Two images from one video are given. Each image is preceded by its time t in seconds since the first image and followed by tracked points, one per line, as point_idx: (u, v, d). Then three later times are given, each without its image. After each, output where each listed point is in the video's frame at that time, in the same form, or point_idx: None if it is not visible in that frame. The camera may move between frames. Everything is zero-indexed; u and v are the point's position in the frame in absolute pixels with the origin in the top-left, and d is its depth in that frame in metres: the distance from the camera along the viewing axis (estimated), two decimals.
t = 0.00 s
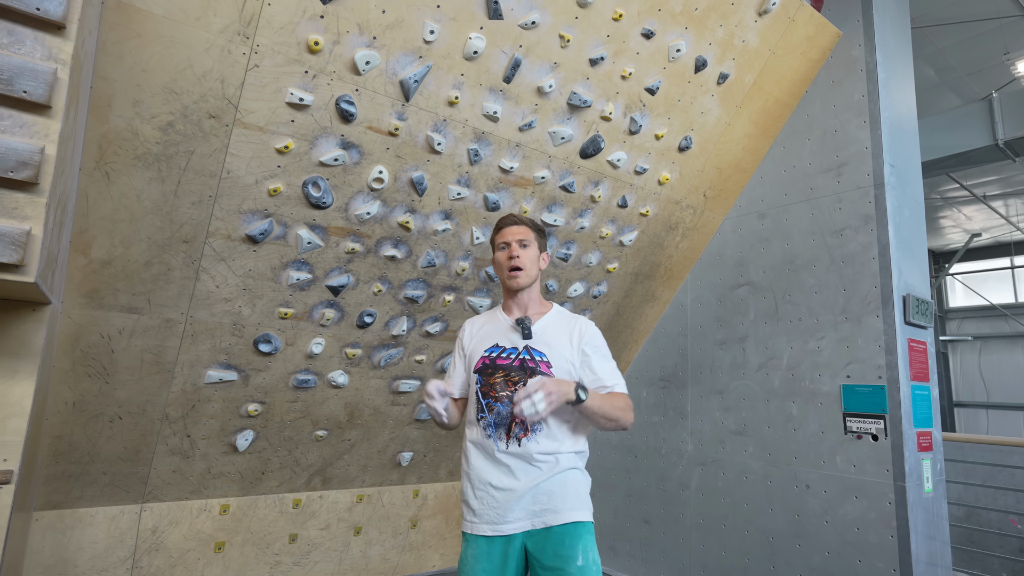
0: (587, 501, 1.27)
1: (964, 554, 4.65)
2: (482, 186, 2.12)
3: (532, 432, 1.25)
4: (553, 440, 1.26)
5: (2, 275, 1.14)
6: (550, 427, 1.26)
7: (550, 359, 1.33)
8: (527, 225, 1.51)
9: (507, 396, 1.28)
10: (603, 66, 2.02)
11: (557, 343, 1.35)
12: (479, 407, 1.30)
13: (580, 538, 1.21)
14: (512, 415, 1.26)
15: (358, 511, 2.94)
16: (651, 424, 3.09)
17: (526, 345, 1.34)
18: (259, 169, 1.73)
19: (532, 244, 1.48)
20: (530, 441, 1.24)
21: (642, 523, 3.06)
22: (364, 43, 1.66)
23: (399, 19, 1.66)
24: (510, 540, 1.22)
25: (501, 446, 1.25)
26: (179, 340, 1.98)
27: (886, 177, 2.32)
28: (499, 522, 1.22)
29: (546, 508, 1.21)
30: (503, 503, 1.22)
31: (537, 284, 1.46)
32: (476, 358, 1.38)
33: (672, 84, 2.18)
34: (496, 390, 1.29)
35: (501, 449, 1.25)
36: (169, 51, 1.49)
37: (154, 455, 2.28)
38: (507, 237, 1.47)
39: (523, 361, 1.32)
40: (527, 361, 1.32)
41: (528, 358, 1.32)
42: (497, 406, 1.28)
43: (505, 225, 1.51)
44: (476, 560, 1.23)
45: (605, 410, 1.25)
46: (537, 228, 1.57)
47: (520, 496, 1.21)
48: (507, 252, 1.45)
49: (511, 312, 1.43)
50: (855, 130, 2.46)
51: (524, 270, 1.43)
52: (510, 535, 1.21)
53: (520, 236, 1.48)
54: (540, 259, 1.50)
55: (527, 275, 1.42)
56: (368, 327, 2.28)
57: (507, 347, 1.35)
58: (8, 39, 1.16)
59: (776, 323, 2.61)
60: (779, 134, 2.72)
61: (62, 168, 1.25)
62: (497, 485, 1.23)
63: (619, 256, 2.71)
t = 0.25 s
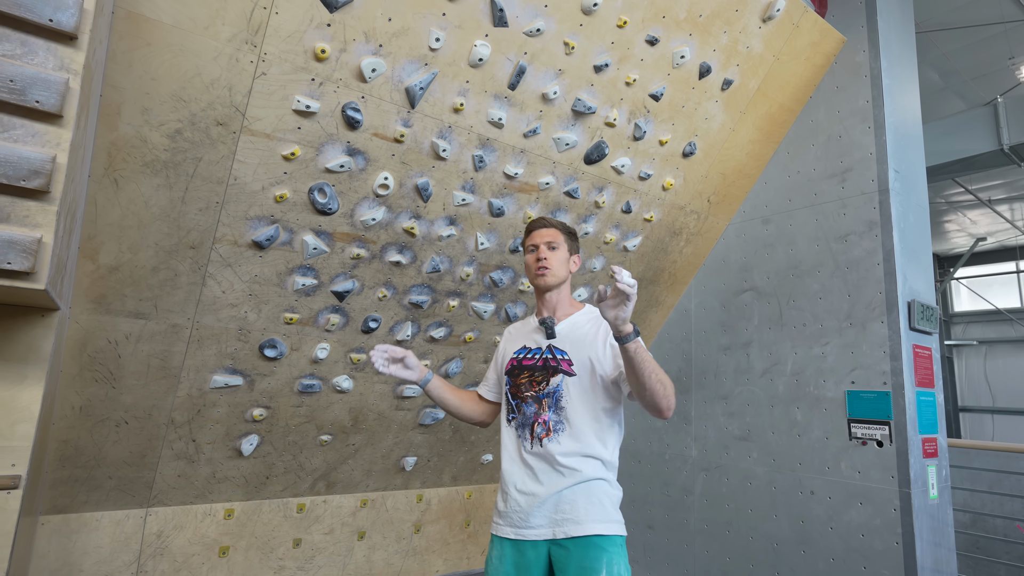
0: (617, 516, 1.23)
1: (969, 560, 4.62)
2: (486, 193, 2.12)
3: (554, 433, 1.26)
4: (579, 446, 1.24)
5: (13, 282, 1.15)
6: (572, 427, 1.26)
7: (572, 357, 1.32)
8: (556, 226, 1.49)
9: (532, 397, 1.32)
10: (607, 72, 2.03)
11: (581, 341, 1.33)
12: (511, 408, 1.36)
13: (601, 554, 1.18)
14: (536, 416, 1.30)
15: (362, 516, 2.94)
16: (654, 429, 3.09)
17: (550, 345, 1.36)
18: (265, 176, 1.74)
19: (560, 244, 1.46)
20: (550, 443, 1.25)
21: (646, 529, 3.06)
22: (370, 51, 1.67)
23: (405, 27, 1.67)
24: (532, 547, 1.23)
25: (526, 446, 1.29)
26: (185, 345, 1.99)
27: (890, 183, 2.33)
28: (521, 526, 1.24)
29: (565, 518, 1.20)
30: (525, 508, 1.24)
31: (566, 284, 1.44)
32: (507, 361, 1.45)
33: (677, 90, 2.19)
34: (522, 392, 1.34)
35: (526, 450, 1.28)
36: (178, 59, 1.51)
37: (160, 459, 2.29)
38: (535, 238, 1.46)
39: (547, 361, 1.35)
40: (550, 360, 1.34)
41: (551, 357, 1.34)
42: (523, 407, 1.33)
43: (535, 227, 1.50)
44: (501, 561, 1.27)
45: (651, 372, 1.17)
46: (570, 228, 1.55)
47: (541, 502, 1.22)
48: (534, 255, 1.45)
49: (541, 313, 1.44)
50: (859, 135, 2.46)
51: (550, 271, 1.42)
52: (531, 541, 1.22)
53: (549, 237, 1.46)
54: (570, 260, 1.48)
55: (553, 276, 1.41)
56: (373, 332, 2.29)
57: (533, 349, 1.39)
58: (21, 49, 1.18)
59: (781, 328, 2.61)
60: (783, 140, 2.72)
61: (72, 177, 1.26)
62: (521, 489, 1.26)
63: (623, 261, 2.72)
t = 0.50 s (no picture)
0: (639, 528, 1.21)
1: (966, 563, 4.62)
2: (486, 196, 2.13)
3: (574, 440, 1.27)
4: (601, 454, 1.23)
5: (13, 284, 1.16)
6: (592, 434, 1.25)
7: (589, 361, 1.34)
8: (571, 232, 1.52)
9: (552, 404, 1.34)
10: (606, 76, 2.04)
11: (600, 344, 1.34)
12: (536, 417, 1.39)
13: (619, 566, 1.17)
14: (556, 423, 1.31)
15: (360, 518, 2.94)
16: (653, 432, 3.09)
17: (569, 351, 1.39)
18: (265, 178, 1.75)
19: (575, 250, 1.49)
20: (570, 450, 1.26)
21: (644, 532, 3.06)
22: (370, 54, 1.67)
23: (405, 31, 1.68)
24: (552, 552, 1.25)
25: (549, 453, 1.31)
26: (184, 348, 1.99)
27: (888, 187, 2.34)
28: (542, 532, 1.26)
29: (584, 528, 1.20)
30: (546, 514, 1.26)
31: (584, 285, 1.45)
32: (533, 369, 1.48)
33: (675, 94, 2.20)
34: (544, 400, 1.37)
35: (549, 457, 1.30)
36: (179, 62, 1.51)
37: (158, 461, 2.29)
38: (550, 245, 1.50)
39: (566, 367, 1.36)
40: (570, 366, 1.36)
41: (570, 363, 1.36)
42: (545, 414, 1.35)
43: (550, 235, 1.54)
44: (520, 562, 1.30)
45: (663, 351, 1.14)
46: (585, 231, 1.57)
47: (561, 509, 1.24)
48: (549, 261, 1.48)
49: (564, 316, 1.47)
50: (857, 140, 2.47)
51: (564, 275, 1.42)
52: (551, 546, 1.25)
53: (562, 242, 1.49)
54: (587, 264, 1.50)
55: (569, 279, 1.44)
56: (372, 335, 2.29)
57: (554, 357, 1.41)
58: (22, 52, 1.18)
59: (779, 331, 2.62)
60: (782, 143, 2.73)
61: (73, 179, 1.27)
62: (543, 495, 1.28)
63: (622, 264, 2.72)
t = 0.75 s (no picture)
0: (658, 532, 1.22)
1: (964, 562, 4.63)
2: (485, 195, 2.13)
3: (592, 438, 1.31)
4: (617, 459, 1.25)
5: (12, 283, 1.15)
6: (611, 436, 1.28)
7: (602, 358, 1.37)
8: (582, 232, 1.51)
9: (570, 404, 1.38)
10: (605, 76, 2.04)
11: (614, 341, 1.38)
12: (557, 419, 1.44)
13: (634, 568, 1.20)
14: (575, 423, 1.36)
15: (359, 518, 2.94)
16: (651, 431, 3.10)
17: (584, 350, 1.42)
18: (264, 178, 1.75)
19: (587, 251, 1.49)
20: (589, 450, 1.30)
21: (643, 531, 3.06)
22: (369, 54, 1.68)
23: (405, 30, 1.68)
24: (569, 551, 1.30)
25: (569, 453, 1.35)
26: (183, 347, 1.99)
27: (886, 186, 2.34)
28: (561, 531, 1.31)
29: (600, 529, 1.23)
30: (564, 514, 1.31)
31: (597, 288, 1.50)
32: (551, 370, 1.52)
33: (674, 93, 2.20)
34: (562, 401, 1.41)
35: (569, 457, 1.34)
36: (178, 61, 1.51)
37: (157, 461, 2.29)
38: (562, 247, 1.49)
39: (582, 367, 1.40)
40: (585, 365, 1.39)
41: (585, 362, 1.39)
42: (563, 415, 1.40)
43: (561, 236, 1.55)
44: (535, 559, 1.36)
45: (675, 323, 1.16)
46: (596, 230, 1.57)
47: (577, 509, 1.28)
48: (560, 264, 1.49)
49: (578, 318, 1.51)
50: (855, 139, 2.48)
51: (578, 279, 1.46)
52: (567, 546, 1.30)
53: (573, 244, 1.48)
54: (599, 264, 1.51)
55: (582, 284, 1.46)
56: (371, 334, 2.29)
57: (569, 358, 1.45)
58: (22, 51, 1.18)
59: (777, 330, 2.62)
60: (780, 143, 2.74)
61: (72, 178, 1.27)
62: (561, 495, 1.32)
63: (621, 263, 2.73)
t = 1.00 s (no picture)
0: (665, 542, 1.23)
1: (963, 561, 4.63)
2: (484, 194, 2.13)
3: (600, 445, 1.32)
4: (624, 468, 1.26)
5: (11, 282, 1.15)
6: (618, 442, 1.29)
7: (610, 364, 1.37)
8: (593, 231, 1.52)
9: (580, 407, 1.40)
10: (605, 75, 2.04)
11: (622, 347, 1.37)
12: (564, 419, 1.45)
13: (642, 570, 1.22)
14: (583, 426, 1.37)
15: (358, 518, 2.94)
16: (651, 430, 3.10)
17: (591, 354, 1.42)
18: (263, 177, 1.74)
19: (598, 251, 1.50)
20: (596, 455, 1.32)
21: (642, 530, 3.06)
22: (369, 53, 1.67)
23: (404, 29, 1.67)
24: (578, 554, 1.33)
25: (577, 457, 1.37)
26: (182, 346, 1.99)
27: (885, 186, 2.34)
28: (570, 535, 1.34)
29: (608, 539, 1.25)
30: (574, 518, 1.34)
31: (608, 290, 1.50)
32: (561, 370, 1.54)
33: (674, 93, 2.20)
34: (571, 403, 1.42)
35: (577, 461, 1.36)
36: (177, 60, 1.51)
37: (156, 461, 2.28)
38: (573, 246, 1.51)
39: (590, 370, 1.40)
40: (593, 369, 1.40)
41: (593, 366, 1.40)
42: (571, 417, 1.42)
43: (572, 235, 1.55)
44: (544, 560, 1.39)
45: (666, 377, 1.12)
46: (609, 229, 1.57)
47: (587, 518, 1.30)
48: (571, 264, 1.51)
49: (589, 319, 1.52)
50: (854, 139, 2.48)
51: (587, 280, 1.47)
52: (575, 550, 1.33)
53: (584, 245, 1.50)
54: (611, 264, 1.52)
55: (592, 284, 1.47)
56: (370, 334, 2.29)
57: (579, 360, 1.46)
58: (20, 49, 1.18)
59: (776, 330, 2.62)
60: (779, 142, 2.74)
61: (71, 178, 1.26)
62: (573, 501, 1.35)
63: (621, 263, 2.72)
